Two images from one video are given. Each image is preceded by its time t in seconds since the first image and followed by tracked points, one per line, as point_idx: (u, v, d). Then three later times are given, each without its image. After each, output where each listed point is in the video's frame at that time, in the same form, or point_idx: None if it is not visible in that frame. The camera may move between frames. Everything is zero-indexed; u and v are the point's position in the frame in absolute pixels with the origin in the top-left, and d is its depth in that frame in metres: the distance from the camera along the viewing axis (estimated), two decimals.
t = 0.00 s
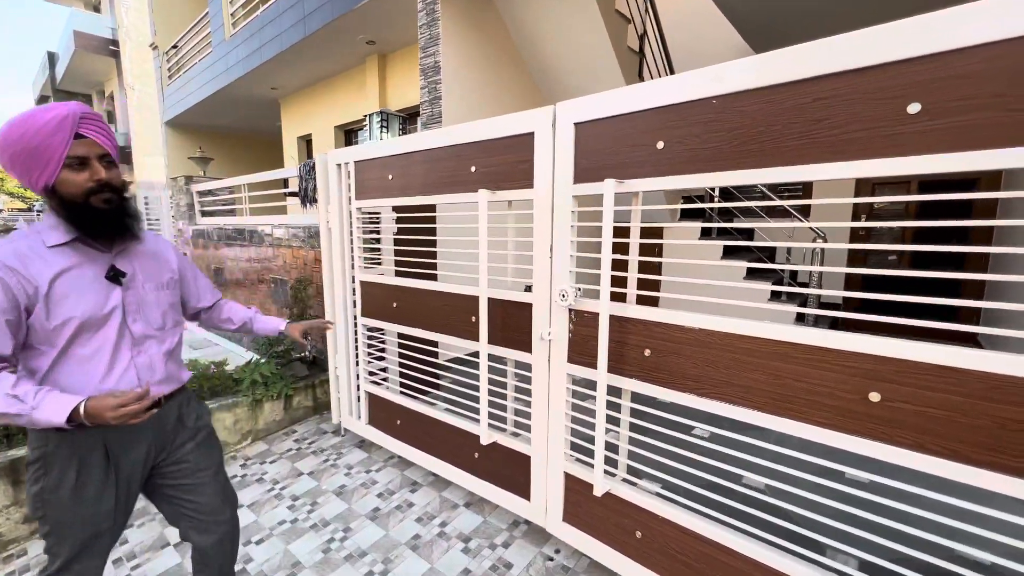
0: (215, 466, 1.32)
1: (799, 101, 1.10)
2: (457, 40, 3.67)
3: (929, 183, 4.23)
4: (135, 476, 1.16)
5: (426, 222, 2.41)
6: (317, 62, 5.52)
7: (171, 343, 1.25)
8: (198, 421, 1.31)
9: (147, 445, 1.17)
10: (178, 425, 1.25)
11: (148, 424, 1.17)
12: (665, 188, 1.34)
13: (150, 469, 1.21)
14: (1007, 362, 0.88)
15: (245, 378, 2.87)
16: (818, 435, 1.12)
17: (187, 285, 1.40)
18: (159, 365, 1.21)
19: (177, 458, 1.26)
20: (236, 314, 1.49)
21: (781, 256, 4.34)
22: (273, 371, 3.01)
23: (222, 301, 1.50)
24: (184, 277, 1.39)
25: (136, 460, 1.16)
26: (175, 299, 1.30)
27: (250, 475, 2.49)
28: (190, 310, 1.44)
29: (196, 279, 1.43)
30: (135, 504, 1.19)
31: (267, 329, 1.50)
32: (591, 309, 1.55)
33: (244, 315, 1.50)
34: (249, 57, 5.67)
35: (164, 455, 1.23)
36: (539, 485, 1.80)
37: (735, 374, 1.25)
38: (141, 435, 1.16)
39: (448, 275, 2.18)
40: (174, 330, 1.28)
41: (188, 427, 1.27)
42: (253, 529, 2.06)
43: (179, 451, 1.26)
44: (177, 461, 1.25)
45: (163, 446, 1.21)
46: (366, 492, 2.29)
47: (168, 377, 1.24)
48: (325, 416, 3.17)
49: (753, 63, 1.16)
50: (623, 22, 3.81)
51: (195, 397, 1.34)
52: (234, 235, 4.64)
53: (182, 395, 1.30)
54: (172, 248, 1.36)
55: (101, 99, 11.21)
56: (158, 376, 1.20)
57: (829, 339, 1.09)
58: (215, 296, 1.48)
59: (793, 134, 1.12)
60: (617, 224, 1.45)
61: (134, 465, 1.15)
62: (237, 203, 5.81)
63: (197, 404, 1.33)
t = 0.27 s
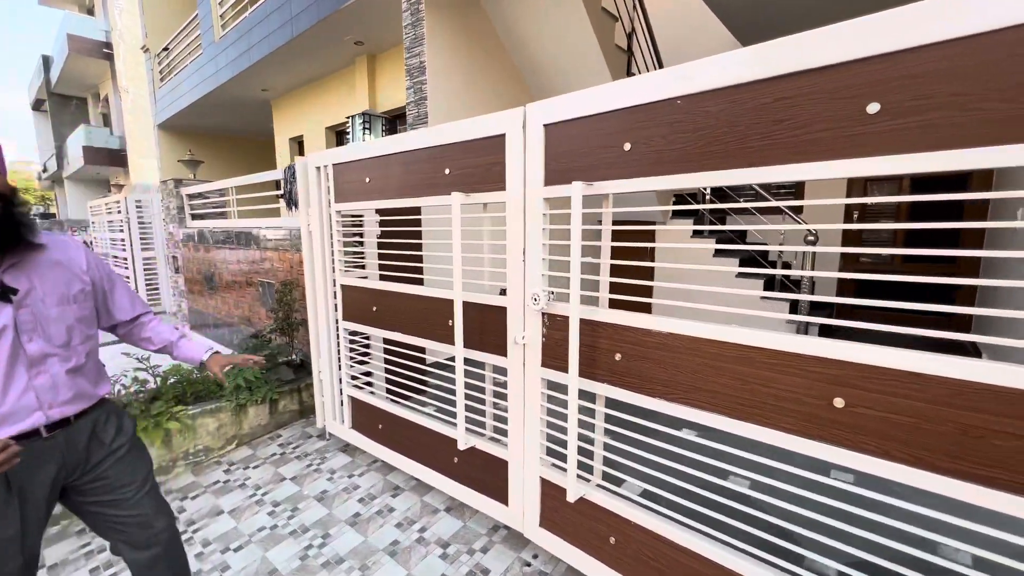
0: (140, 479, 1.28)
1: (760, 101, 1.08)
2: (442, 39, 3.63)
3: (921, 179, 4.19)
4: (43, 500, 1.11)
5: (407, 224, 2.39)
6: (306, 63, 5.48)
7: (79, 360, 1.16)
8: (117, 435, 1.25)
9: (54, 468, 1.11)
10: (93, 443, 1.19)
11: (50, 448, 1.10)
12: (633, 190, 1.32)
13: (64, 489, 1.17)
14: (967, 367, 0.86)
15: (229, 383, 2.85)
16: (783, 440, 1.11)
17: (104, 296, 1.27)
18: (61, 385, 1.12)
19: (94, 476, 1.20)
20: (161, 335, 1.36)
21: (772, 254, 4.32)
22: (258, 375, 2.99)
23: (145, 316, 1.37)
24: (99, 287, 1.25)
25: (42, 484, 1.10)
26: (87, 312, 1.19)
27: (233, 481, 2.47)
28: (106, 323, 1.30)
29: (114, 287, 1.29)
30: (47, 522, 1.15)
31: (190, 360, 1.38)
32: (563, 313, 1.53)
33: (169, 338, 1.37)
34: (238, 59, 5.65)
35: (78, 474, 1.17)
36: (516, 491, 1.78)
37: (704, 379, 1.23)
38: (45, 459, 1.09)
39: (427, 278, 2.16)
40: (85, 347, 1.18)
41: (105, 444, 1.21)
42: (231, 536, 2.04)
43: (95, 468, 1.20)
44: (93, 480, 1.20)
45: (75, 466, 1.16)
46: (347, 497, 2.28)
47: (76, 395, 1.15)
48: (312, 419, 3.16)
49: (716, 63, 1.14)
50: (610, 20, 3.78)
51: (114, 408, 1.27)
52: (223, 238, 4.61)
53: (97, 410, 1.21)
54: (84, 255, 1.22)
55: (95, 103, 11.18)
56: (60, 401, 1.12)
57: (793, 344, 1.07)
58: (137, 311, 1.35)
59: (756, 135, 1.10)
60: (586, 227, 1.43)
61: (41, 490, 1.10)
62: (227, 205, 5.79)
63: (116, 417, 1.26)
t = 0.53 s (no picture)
0: (82, 481, 1.34)
1: (704, 97, 1.06)
2: (430, 36, 3.60)
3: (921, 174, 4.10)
4: None
5: (385, 223, 2.39)
6: (300, 61, 5.48)
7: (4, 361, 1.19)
8: (57, 436, 1.31)
9: None
10: (29, 444, 1.24)
11: None
12: (587, 189, 1.31)
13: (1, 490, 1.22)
14: (904, 370, 0.84)
15: (214, 381, 2.87)
16: (730, 442, 1.09)
17: (34, 294, 1.31)
18: None
19: (32, 477, 1.26)
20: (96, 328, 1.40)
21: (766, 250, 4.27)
22: (243, 374, 3.01)
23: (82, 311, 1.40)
24: (26, 285, 1.29)
25: None
26: (12, 313, 1.22)
27: (215, 478, 2.49)
28: (41, 320, 1.35)
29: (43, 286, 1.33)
30: None
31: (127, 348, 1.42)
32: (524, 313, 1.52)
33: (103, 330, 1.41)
34: (233, 58, 5.66)
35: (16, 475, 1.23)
36: (485, 490, 1.78)
37: (657, 380, 1.21)
38: None
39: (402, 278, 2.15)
40: (13, 347, 1.22)
41: (42, 445, 1.27)
42: (208, 534, 2.06)
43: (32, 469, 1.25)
44: (31, 481, 1.26)
45: (10, 467, 1.21)
46: (324, 495, 2.29)
47: (6, 395, 1.21)
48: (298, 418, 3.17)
49: (664, 58, 1.11)
50: (599, 15, 3.73)
51: (52, 410, 1.32)
52: (217, 238, 4.64)
53: (34, 411, 1.27)
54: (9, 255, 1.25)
55: (101, 103, 11.31)
56: None
57: (739, 344, 1.05)
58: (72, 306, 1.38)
59: (700, 131, 1.07)
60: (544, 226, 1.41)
61: None
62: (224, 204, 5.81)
63: (55, 418, 1.32)
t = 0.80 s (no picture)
0: (68, 470, 1.43)
1: (660, 103, 1.07)
2: (428, 35, 3.60)
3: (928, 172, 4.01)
4: None
5: (375, 222, 2.43)
6: (306, 59, 5.53)
7: None
8: (43, 427, 1.39)
9: None
10: (16, 436, 1.32)
11: None
12: (554, 192, 1.32)
13: None
14: (842, 377, 0.85)
15: (213, 374, 2.95)
16: (684, 443, 1.11)
17: (14, 283, 1.37)
18: None
19: (20, 466, 1.34)
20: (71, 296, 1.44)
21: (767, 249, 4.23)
22: (242, 368, 3.08)
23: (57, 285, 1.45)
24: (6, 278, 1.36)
25: None
26: None
27: (212, 469, 2.57)
28: (28, 307, 1.42)
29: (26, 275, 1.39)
30: None
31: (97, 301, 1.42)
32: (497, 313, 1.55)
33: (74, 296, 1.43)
34: (240, 57, 5.74)
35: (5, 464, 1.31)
36: (464, 486, 1.82)
37: (618, 381, 1.24)
38: None
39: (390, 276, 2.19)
40: None
41: (29, 435, 1.35)
42: (202, 523, 2.13)
43: (21, 460, 1.33)
44: (19, 470, 1.34)
45: None
46: (315, 487, 2.35)
47: None
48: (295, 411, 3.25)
49: (624, 64, 1.12)
50: (599, 12, 3.71)
51: (35, 403, 1.40)
52: (224, 234, 4.74)
53: (19, 404, 1.35)
54: None
55: (118, 100, 11.55)
56: None
57: (693, 347, 1.07)
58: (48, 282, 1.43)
59: (657, 137, 1.08)
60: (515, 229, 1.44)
61: None
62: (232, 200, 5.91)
63: (40, 411, 1.39)
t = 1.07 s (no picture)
0: (93, 452, 1.54)
1: (645, 113, 1.12)
2: (439, 36, 3.67)
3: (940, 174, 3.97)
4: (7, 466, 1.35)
5: (383, 221, 2.52)
6: (320, 59, 5.64)
7: (28, 339, 1.39)
8: (71, 410, 1.50)
9: (13, 437, 1.34)
10: (47, 418, 1.43)
11: (10, 419, 1.33)
12: (548, 196, 1.39)
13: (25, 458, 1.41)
14: (806, 374, 0.91)
15: (229, 365, 3.08)
16: (664, 435, 1.18)
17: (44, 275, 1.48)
18: (15, 361, 1.35)
19: (50, 445, 1.45)
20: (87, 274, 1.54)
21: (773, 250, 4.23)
22: (256, 359, 3.21)
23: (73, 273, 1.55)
24: (39, 272, 1.47)
25: (3, 448, 1.33)
26: (28, 297, 1.41)
27: (227, 455, 2.70)
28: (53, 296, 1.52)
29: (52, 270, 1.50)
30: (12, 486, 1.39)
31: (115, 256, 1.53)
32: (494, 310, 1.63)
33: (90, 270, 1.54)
34: (257, 56, 5.87)
35: (38, 444, 1.42)
36: (463, 474, 1.91)
37: (605, 375, 1.31)
38: (5, 430, 1.33)
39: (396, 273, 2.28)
40: (32, 327, 1.41)
41: (59, 417, 1.46)
42: (217, 504, 2.25)
43: (52, 440, 1.44)
44: (50, 449, 1.45)
45: (34, 437, 1.40)
46: (324, 473, 2.46)
47: (27, 371, 1.38)
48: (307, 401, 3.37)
49: (612, 76, 1.18)
50: (607, 13, 3.74)
51: (63, 388, 1.50)
52: (240, 229, 4.89)
53: (49, 389, 1.45)
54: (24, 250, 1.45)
55: (140, 97, 11.85)
56: (12, 376, 1.34)
57: (673, 345, 1.14)
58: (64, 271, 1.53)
59: (641, 145, 1.15)
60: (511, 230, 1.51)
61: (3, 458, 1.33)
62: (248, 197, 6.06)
63: (67, 396, 1.50)
